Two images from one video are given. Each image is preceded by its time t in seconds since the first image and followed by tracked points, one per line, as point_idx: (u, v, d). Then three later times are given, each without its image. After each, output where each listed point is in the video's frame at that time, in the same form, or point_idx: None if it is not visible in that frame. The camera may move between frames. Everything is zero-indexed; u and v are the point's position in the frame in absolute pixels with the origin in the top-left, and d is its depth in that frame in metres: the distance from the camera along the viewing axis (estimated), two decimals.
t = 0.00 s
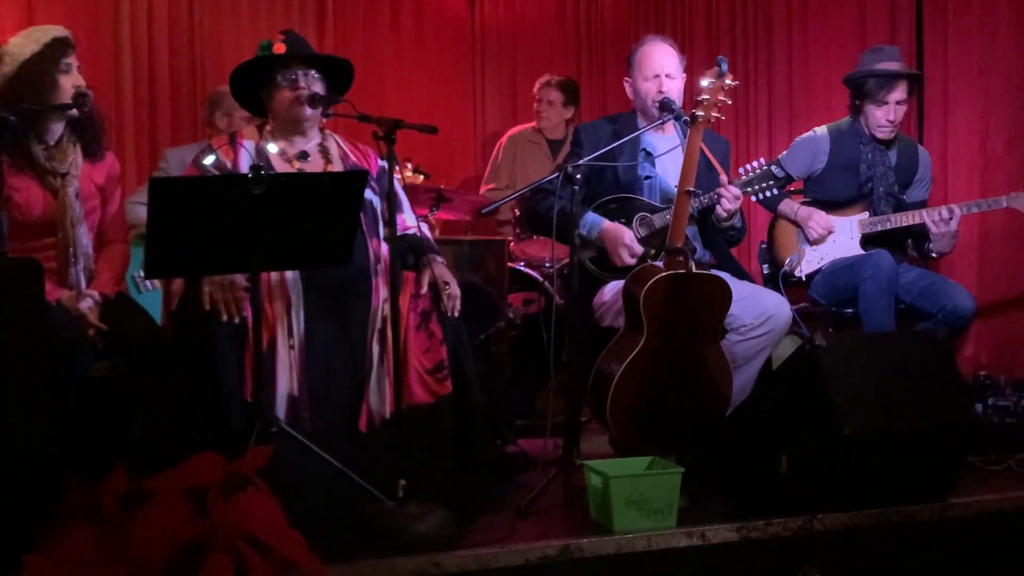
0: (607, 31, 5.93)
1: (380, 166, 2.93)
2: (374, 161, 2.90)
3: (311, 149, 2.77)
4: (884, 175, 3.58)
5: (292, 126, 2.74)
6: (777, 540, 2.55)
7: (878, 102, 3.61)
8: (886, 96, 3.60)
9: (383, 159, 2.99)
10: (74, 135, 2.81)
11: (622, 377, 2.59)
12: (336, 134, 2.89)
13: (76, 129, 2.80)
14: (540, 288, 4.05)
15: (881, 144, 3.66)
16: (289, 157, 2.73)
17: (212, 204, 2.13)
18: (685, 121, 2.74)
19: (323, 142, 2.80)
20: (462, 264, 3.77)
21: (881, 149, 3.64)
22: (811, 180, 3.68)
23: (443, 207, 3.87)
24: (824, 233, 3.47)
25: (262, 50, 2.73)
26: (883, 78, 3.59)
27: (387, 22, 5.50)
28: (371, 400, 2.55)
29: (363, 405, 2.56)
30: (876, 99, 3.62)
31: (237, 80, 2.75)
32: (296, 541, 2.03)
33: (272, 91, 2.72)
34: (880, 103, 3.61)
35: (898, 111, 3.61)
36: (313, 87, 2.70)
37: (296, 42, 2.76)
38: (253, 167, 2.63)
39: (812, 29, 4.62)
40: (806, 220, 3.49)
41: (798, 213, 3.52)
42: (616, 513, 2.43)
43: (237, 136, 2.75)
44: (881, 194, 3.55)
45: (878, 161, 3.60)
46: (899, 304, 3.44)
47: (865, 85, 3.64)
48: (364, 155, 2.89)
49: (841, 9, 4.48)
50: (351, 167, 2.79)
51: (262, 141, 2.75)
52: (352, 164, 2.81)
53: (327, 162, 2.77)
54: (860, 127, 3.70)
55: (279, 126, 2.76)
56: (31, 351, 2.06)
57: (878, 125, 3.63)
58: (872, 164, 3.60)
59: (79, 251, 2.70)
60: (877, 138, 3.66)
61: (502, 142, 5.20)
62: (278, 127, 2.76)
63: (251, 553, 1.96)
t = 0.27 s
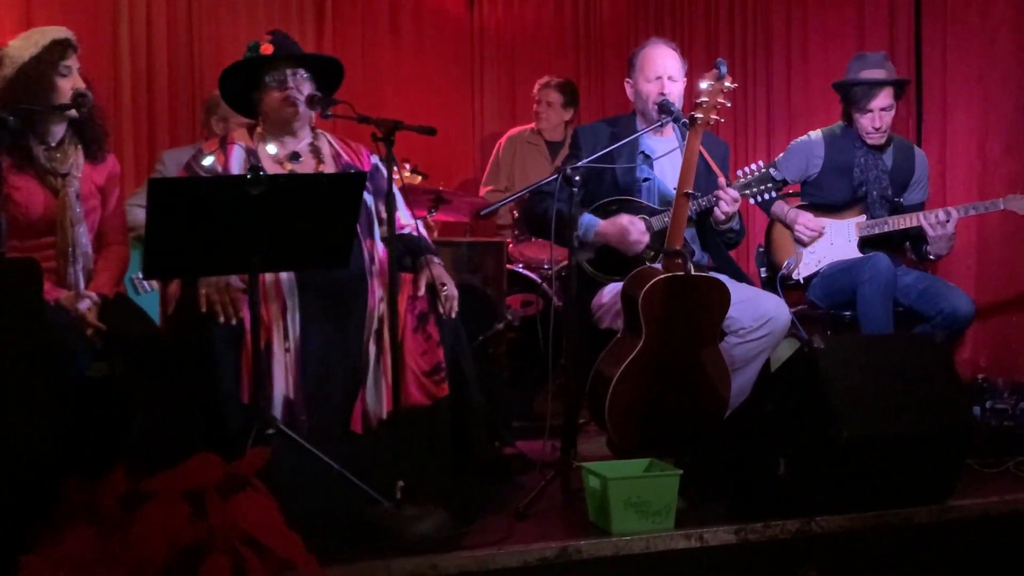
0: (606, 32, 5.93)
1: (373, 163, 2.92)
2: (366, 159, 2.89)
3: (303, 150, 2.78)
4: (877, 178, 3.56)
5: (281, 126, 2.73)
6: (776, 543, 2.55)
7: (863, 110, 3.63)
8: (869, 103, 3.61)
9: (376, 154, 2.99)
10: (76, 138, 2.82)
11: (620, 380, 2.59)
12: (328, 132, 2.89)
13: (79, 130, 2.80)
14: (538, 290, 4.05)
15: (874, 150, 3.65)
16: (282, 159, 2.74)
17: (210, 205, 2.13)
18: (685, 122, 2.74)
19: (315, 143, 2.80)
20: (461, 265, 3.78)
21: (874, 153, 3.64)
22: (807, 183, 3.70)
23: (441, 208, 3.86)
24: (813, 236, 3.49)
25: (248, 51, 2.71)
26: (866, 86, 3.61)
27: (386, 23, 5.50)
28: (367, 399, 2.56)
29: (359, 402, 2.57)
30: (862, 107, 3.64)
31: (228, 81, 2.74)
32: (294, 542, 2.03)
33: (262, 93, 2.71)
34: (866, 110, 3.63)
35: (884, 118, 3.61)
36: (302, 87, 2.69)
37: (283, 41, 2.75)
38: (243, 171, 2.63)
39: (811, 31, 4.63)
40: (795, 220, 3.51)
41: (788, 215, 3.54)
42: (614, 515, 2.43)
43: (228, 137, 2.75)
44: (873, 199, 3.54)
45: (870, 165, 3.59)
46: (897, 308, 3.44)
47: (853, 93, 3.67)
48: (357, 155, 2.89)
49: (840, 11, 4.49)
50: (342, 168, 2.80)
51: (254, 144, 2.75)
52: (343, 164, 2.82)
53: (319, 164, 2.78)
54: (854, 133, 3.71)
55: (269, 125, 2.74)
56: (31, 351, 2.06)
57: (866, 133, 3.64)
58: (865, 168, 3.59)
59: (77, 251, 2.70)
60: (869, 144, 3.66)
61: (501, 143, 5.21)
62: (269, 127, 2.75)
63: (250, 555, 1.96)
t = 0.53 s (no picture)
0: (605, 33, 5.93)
1: (364, 161, 2.92)
2: (357, 156, 2.89)
3: (295, 150, 2.76)
4: (877, 180, 3.56)
5: (273, 124, 2.73)
6: (774, 544, 2.55)
7: (866, 114, 3.63)
8: (872, 107, 3.62)
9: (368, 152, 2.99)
10: (86, 141, 2.83)
11: (618, 382, 2.60)
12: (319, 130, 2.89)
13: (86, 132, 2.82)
14: (537, 290, 4.05)
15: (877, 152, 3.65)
16: (275, 160, 2.72)
17: (209, 205, 2.13)
18: (684, 124, 2.73)
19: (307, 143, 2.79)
20: (460, 266, 3.72)
21: (875, 155, 3.64)
22: (806, 184, 3.70)
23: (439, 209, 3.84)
24: (815, 237, 3.48)
25: (235, 51, 2.72)
26: (869, 90, 3.61)
27: (385, 24, 5.50)
28: (365, 399, 2.55)
29: (356, 401, 2.56)
30: (865, 111, 3.64)
31: (216, 81, 2.75)
32: (293, 542, 2.03)
33: (251, 92, 2.73)
34: (868, 114, 3.63)
35: (886, 122, 3.62)
36: (292, 86, 2.72)
37: (270, 41, 2.77)
38: (240, 171, 2.63)
39: (811, 32, 4.63)
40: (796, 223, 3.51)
41: (789, 216, 3.54)
42: (612, 516, 2.42)
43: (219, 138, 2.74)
44: (873, 201, 3.54)
45: (871, 167, 3.59)
46: (895, 310, 3.44)
47: (855, 96, 3.67)
48: (348, 152, 2.89)
49: (839, 13, 4.49)
50: (334, 167, 2.80)
51: (248, 144, 2.74)
52: (335, 163, 2.82)
53: (310, 163, 2.77)
54: (854, 134, 3.71)
55: (262, 125, 2.74)
56: (31, 351, 2.06)
57: (868, 137, 3.64)
58: (865, 170, 3.59)
59: (78, 247, 2.71)
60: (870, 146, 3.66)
61: (500, 146, 5.21)
62: (259, 126, 2.75)
63: (248, 554, 1.95)
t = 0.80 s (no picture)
0: (605, 34, 5.93)
1: (365, 162, 2.92)
2: (358, 157, 2.89)
3: (295, 150, 2.77)
4: (886, 180, 3.58)
5: (280, 125, 2.74)
6: (773, 545, 2.55)
7: (881, 110, 3.62)
8: (886, 102, 3.61)
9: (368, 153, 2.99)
10: (88, 142, 2.85)
11: (617, 383, 2.60)
12: (318, 131, 2.89)
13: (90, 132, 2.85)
14: (536, 291, 4.05)
15: (889, 151, 3.67)
16: (275, 161, 2.73)
17: (209, 205, 2.13)
18: (684, 125, 2.73)
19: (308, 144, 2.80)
20: (459, 266, 3.73)
21: (885, 154, 3.64)
22: (812, 181, 3.69)
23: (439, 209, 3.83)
24: (821, 234, 3.46)
25: (245, 50, 2.72)
26: (884, 85, 3.61)
27: (385, 24, 5.50)
28: (364, 399, 2.56)
29: (354, 401, 2.57)
30: (878, 106, 3.63)
31: (222, 82, 2.71)
32: (292, 542, 2.03)
33: (259, 92, 2.71)
34: (883, 110, 3.62)
35: (900, 118, 3.61)
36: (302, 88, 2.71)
37: (277, 42, 2.77)
38: (240, 171, 2.64)
39: (811, 33, 4.63)
40: (802, 220, 3.48)
41: (796, 212, 3.51)
42: (611, 517, 2.43)
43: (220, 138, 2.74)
44: (881, 200, 3.55)
45: (880, 165, 3.61)
46: (895, 311, 3.45)
47: (869, 92, 3.67)
48: (348, 152, 2.89)
49: (839, 14, 4.50)
50: (335, 168, 2.81)
51: (248, 144, 2.74)
52: (336, 163, 2.82)
53: (312, 164, 2.78)
54: (865, 132, 3.70)
55: (268, 126, 2.74)
56: (31, 351, 2.06)
57: (881, 133, 3.64)
58: (875, 168, 3.60)
59: (80, 245, 2.67)
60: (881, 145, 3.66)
61: (499, 147, 5.21)
62: (262, 126, 2.75)
63: (247, 554, 1.95)
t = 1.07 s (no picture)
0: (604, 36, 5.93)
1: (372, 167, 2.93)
2: (366, 162, 2.90)
3: (304, 151, 2.77)
4: (893, 183, 3.56)
5: (289, 129, 2.75)
6: (774, 547, 2.55)
7: (899, 109, 3.62)
8: (905, 102, 3.61)
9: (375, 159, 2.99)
10: (87, 143, 2.84)
11: (618, 383, 2.59)
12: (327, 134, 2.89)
13: (89, 133, 2.83)
14: (537, 293, 4.05)
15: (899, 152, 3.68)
16: (282, 161, 2.73)
17: (210, 207, 2.13)
18: (684, 126, 2.73)
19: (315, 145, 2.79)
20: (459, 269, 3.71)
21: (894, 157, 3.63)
22: (818, 181, 3.70)
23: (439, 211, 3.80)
24: (813, 239, 3.45)
25: (268, 48, 2.72)
26: (903, 85, 3.61)
27: (385, 25, 5.50)
28: (368, 401, 2.56)
29: (358, 404, 2.58)
30: (896, 106, 3.63)
31: (237, 82, 2.75)
32: (292, 544, 2.03)
33: (275, 91, 2.71)
34: (900, 109, 3.62)
35: (917, 119, 3.62)
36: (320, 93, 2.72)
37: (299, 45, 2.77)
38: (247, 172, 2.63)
39: (811, 34, 4.63)
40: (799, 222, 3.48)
41: (794, 215, 3.50)
42: (611, 518, 2.43)
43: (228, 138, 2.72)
44: (887, 203, 3.54)
45: (888, 168, 3.59)
46: (896, 312, 3.44)
47: (885, 92, 3.66)
48: (357, 158, 2.90)
49: (839, 16, 4.50)
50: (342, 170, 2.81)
51: (254, 145, 2.74)
52: (343, 164, 2.83)
53: (320, 166, 2.77)
54: (874, 134, 3.69)
55: (279, 129, 2.75)
56: (31, 351, 2.05)
57: (896, 132, 3.64)
58: (883, 171, 3.59)
59: (79, 250, 2.69)
60: (893, 145, 3.67)
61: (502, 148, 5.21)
62: (274, 128, 2.76)
63: (247, 555, 1.95)
